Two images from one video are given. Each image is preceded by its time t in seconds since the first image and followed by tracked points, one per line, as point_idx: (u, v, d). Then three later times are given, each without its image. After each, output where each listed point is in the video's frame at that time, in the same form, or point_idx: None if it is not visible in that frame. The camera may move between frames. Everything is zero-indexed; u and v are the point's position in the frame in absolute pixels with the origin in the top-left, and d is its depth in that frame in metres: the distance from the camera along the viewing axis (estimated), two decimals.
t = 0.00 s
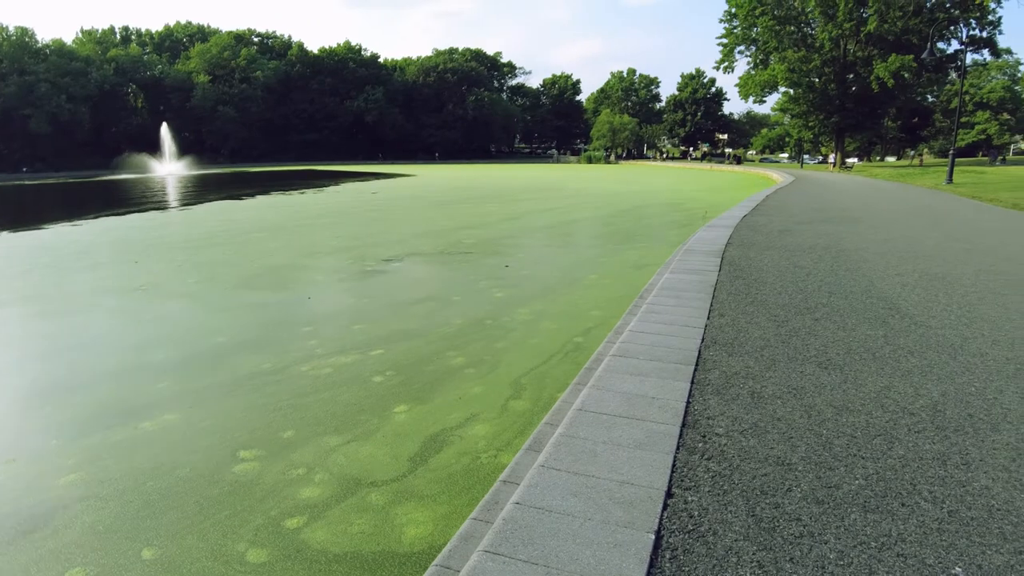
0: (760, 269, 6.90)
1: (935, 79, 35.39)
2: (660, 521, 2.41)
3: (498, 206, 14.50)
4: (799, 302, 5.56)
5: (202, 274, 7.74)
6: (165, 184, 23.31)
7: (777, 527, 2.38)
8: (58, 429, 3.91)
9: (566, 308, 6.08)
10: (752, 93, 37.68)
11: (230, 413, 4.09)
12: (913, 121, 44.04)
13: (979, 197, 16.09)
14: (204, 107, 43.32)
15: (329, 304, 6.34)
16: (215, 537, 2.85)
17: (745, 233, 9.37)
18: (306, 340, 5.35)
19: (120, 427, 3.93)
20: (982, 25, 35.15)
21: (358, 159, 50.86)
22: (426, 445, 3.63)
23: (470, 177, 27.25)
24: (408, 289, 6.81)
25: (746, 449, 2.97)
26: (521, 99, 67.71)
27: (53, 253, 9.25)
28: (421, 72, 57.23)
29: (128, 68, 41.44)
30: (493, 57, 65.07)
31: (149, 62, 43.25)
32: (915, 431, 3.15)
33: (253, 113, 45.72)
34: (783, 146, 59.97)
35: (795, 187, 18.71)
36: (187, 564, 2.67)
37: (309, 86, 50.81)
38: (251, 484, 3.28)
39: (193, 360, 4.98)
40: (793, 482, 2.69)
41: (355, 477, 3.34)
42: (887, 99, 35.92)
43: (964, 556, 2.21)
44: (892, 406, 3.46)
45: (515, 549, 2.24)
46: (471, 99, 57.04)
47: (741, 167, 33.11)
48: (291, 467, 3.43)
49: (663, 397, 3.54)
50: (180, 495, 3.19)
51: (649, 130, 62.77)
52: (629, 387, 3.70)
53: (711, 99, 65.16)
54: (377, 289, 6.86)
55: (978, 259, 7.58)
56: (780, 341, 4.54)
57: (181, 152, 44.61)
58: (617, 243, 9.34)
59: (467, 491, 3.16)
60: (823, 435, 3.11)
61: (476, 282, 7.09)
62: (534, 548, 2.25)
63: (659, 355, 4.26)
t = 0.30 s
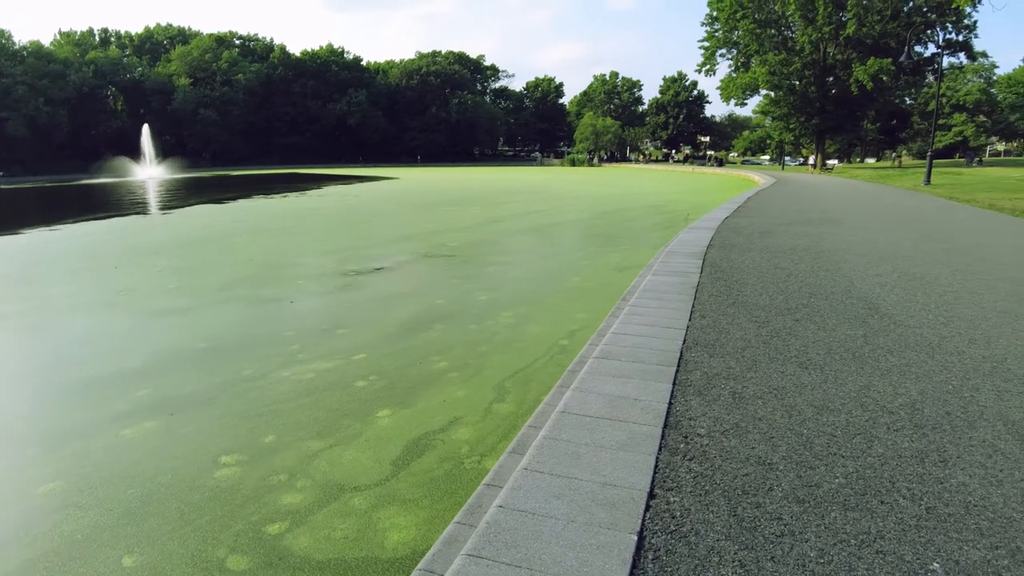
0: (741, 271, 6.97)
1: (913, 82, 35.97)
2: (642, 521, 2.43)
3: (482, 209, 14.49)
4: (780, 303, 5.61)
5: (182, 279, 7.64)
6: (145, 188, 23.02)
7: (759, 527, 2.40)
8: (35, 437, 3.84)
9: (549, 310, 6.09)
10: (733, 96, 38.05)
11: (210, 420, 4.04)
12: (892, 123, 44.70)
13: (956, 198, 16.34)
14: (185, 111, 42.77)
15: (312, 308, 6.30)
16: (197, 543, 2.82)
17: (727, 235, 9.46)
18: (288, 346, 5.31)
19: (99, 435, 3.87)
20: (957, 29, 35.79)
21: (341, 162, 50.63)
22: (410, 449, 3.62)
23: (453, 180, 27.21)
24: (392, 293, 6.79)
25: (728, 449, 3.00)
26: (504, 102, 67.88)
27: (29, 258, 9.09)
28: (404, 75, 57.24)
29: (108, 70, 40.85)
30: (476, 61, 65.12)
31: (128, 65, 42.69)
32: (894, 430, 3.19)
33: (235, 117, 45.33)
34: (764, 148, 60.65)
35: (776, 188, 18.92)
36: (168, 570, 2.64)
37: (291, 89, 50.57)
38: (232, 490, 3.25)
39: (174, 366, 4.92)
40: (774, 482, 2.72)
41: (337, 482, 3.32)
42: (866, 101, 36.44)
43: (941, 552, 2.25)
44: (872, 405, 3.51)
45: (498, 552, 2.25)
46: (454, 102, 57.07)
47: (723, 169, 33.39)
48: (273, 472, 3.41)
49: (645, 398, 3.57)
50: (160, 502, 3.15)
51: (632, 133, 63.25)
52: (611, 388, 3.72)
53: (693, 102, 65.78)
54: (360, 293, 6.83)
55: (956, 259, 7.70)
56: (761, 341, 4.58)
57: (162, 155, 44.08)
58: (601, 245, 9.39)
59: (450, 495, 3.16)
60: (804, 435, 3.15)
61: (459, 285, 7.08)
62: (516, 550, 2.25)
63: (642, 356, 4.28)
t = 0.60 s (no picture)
0: (724, 272, 7.03)
1: (892, 85, 36.53)
2: (626, 522, 2.44)
3: (467, 211, 14.48)
4: (762, 304, 5.67)
5: (164, 283, 7.56)
6: (125, 192, 22.73)
7: (742, 526, 2.42)
8: (12, 447, 3.77)
9: (535, 313, 6.09)
10: (716, 98, 38.38)
11: (192, 426, 4.00)
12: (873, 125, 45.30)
13: (935, 199, 16.61)
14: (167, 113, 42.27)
15: (296, 312, 6.27)
16: (179, 551, 2.79)
17: (710, 236, 9.55)
18: (271, 350, 5.26)
19: (78, 443, 3.81)
20: (935, 33, 36.35)
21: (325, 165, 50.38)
22: (395, 454, 3.60)
23: (438, 182, 27.20)
24: (376, 296, 6.76)
25: (710, 450, 3.02)
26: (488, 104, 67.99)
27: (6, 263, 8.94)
28: (388, 77, 57.25)
29: (87, 72, 40.27)
30: (460, 63, 65.12)
31: (109, 67, 42.17)
32: (874, 428, 3.24)
33: (217, 119, 44.95)
34: (746, 151, 61.32)
35: (758, 190, 19.13)
36: None
37: (274, 91, 50.29)
38: (215, 497, 3.22)
39: (155, 372, 4.86)
40: (757, 481, 2.74)
41: (322, 488, 3.30)
42: (847, 104, 36.87)
43: (921, 548, 2.29)
44: (853, 404, 3.55)
45: (483, 555, 2.25)
46: (439, 104, 57.08)
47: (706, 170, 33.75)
48: (257, 479, 3.38)
49: (628, 399, 3.59)
50: (141, 510, 3.11)
51: (616, 135, 63.65)
52: (595, 390, 3.73)
53: (676, 104, 66.36)
54: (345, 297, 6.80)
55: (936, 259, 7.80)
56: (743, 342, 4.63)
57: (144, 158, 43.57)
58: (585, 247, 9.44)
59: (436, 498, 3.15)
60: (786, 434, 3.18)
61: (445, 287, 7.08)
62: (502, 553, 2.26)
63: (626, 357, 4.30)
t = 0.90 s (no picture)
0: (708, 273, 7.08)
1: (874, 87, 36.97)
2: (611, 524, 2.45)
3: (453, 213, 14.47)
4: (746, 304, 5.72)
5: (147, 287, 7.49)
6: (106, 195, 22.47)
7: (725, 526, 2.44)
8: None
9: (520, 315, 6.11)
10: (700, 100, 38.68)
11: (174, 432, 3.96)
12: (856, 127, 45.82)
13: (915, 199, 16.85)
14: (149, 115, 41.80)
15: (279, 315, 6.23)
16: (163, 560, 2.76)
17: (694, 237, 9.61)
18: (254, 354, 5.22)
19: (56, 451, 3.75)
20: (916, 36, 36.86)
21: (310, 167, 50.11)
22: (381, 458, 3.59)
23: (424, 184, 27.18)
24: (360, 299, 6.73)
25: (694, 450, 3.04)
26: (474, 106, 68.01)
27: None
28: (373, 79, 57.25)
29: (69, 74, 39.71)
30: (445, 65, 65.07)
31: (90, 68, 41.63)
32: (856, 427, 3.28)
33: (201, 121, 44.55)
34: (731, 152, 61.85)
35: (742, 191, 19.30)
36: None
37: (258, 93, 50.05)
38: (199, 504, 3.19)
39: (136, 377, 4.81)
40: (740, 481, 2.77)
41: (307, 493, 3.28)
42: (830, 105, 37.23)
43: (903, 546, 2.32)
44: (836, 403, 3.59)
45: (467, 558, 2.25)
46: (424, 106, 57.05)
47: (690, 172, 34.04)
48: (241, 486, 3.35)
49: (613, 401, 3.60)
50: (123, 519, 3.07)
51: (602, 138, 63.97)
52: (580, 392, 3.74)
53: (661, 107, 66.86)
54: (329, 300, 6.77)
55: (918, 259, 7.90)
56: (727, 343, 4.66)
57: (126, 161, 43.06)
58: (571, 249, 9.46)
59: (422, 502, 3.15)
60: (769, 434, 3.21)
61: (430, 290, 7.07)
62: (486, 556, 2.26)
63: (610, 359, 4.32)
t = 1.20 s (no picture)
0: (694, 274, 7.11)
1: (858, 89, 37.37)
2: (598, 524, 2.46)
3: (440, 215, 14.45)
4: (731, 305, 5.76)
5: (132, 290, 7.42)
6: (89, 197, 22.22)
7: (712, 525, 2.45)
8: None
9: (507, 316, 6.10)
10: (686, 102, 38.90)
11: (160, 437, 3.92)
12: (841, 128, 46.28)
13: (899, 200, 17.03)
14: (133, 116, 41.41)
15: (266, 318, 6.20)
16: (146, 567, 2.72)
17: (680, 238, 9.67)
18: (240, 358, 5.18)
19: (39, 456, 3.71)
20: (899, 38, 37.31)
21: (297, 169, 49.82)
22: (368, 461, 3.57)
23: (411, 185, 27.14)
24: (347, 301, 6.70)
25: (681, 450, 3.05)
26: (461, 108, 68.01)
27: None
28: (359, 81, 57.11)
29: (51, 75, 39.20)
30: (432, 66, 64.99)
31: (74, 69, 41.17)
32: (841, 426, 3.31)
33: (186, 123, 44.18)
34: (717, 154, 62.29)
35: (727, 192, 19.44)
36: None
37: (244, 95, 49.76)
38: (184, 510, 3.15)
39: (120, 381, 4.76)
40: (726, 480, 2.79)
41: (295, 497, 3.26)
42: (815, 107, 37.57)
43: (888, 543, 2.35)
44: (821, 402, 3.62)
45: (455, 560, 2.24)
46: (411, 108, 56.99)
47: (677, 173, 34.25)
48: (228, 491, 3.32)
49: (600, 401, 3.61)
50: (107, 526, 3.03)
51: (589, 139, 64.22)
52: (567, 393, 3.74)
53: (647, 108, 67.27)
54: (316, 302, 6.73)
55: (901, 259, 7.98)
56: (713, 343, 4.69)
57: (110, 163, 42.58)
58: (558, 250, 9.49)
59: (410, 505, 3.14)
60: (755, 434, 3.23)
61: (418, 291, 7.06)
62: (473, 557, 2.26)
63: (598, 360, 4.33)
